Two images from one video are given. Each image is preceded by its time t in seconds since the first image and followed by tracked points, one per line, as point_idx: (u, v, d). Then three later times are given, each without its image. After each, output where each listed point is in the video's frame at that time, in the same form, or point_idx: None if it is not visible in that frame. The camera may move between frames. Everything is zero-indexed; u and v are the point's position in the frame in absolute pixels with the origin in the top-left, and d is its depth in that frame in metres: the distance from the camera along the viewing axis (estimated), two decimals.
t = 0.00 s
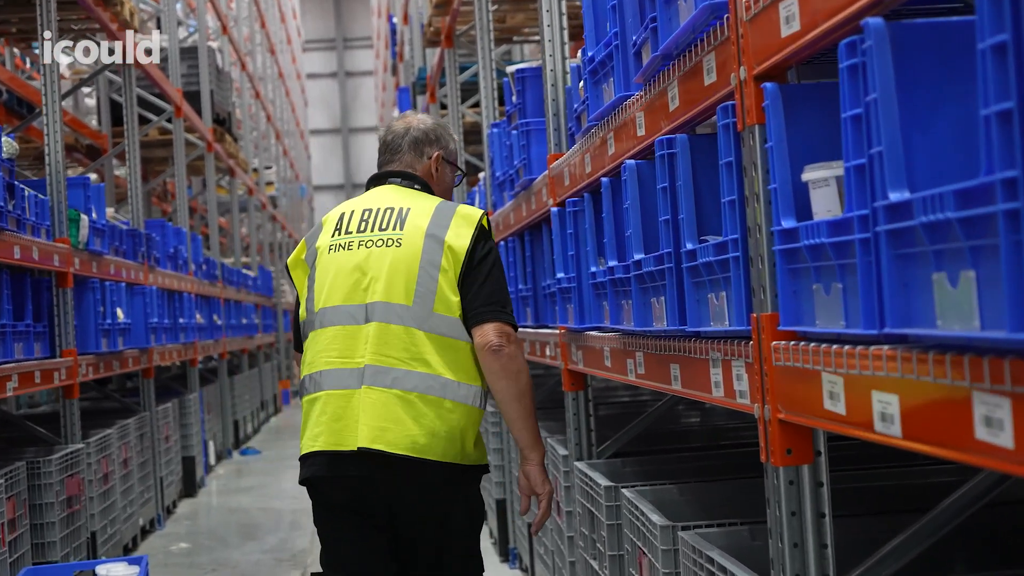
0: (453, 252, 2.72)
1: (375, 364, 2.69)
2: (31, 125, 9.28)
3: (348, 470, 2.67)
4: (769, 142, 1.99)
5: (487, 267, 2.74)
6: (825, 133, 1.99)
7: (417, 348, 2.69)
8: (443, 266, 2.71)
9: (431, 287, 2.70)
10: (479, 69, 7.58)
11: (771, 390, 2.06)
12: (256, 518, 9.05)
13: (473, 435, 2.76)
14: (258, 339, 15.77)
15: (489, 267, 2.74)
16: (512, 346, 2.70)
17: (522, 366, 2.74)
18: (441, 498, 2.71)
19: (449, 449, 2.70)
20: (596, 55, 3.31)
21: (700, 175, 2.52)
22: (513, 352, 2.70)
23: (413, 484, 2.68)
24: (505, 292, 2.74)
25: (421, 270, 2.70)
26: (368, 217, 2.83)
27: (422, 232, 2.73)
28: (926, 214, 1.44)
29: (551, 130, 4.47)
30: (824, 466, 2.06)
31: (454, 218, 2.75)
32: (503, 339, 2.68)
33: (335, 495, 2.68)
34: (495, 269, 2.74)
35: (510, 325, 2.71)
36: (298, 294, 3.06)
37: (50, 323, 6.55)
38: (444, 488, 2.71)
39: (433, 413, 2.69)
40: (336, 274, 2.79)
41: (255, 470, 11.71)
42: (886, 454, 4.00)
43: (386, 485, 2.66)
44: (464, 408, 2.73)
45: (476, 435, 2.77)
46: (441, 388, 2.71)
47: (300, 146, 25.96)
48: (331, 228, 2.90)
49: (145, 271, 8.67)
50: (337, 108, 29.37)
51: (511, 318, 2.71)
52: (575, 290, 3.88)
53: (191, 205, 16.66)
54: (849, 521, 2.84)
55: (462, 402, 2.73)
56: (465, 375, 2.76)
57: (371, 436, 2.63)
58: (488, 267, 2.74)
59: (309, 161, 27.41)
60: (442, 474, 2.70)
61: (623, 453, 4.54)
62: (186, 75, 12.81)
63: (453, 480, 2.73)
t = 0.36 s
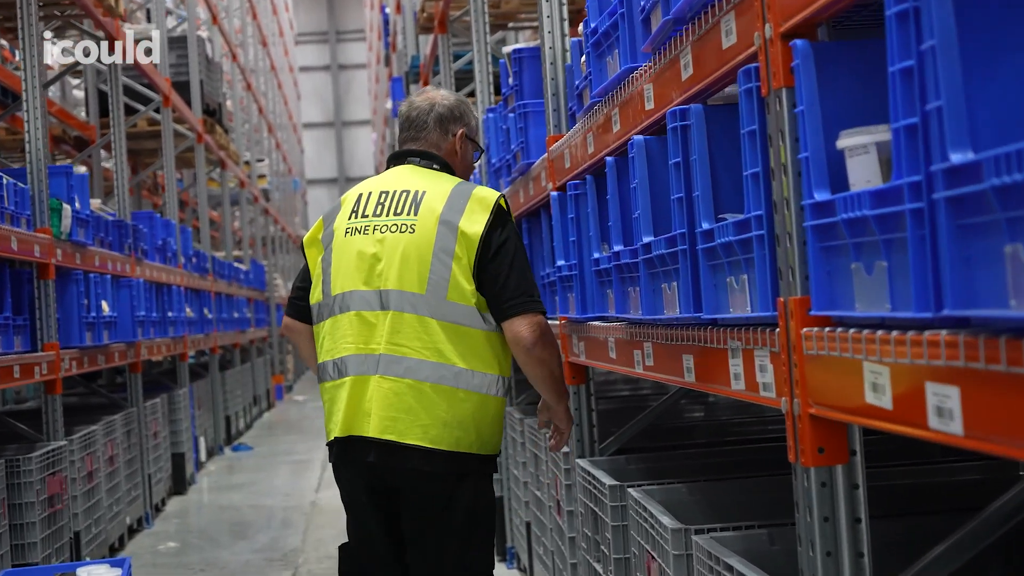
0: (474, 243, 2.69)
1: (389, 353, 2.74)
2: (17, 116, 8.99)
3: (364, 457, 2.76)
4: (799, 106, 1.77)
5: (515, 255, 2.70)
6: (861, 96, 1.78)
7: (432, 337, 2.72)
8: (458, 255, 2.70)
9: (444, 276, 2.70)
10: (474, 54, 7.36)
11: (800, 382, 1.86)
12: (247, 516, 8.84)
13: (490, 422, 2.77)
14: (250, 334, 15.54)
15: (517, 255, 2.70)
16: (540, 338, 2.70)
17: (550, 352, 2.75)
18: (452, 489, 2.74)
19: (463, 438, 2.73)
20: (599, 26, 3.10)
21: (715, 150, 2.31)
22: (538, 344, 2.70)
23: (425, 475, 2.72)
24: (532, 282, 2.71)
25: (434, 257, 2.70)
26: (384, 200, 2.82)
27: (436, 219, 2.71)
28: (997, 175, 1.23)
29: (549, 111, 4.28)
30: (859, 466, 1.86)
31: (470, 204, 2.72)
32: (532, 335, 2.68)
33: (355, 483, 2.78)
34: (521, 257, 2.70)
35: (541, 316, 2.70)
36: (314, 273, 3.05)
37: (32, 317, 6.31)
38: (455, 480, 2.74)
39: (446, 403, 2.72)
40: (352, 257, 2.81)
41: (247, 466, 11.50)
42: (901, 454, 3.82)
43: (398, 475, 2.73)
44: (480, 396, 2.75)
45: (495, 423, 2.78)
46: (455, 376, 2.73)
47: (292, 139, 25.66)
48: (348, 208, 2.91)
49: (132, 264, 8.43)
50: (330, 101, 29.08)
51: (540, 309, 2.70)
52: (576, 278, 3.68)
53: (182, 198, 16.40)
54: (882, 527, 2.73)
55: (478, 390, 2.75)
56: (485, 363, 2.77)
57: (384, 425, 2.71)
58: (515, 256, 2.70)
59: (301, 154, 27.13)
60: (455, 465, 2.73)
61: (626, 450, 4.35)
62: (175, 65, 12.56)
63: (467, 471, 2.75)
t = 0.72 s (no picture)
0: (418, 300, 2.62)
1: (333, 406, 2.71)
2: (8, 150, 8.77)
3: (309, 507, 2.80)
4: (839, 128, 1.59)
5: (461, 318, 2.58)
6: (907, 119, 1.60)
7: (374, 392, 2.67)
8: (402, 310, 2.64)
9: (388, 332, 2.65)
10: (472, 84, 7.20)
11: (840, 439, 1.64)
12: (238, 558, 8.55)
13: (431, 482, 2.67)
14: (244, 369, 15.27)
15: (462, 317, 2.58)
16: (473, 406, 2.53)
17: (489, 419, 2.57)
18: (400, 543, 2.71)
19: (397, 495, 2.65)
20: (606, 48, 2.96)
21: (737, 180, 2.12)
22: (471, 411, 2.54)
23: (356, 527, 2.71)
24: (475, 347, 2.57)
25: (381, 313, 2.66)
26: (356, 257, 2.83)
27: (388, 274, 2.67)
28: None
29: (551, 140, 4.11)
30: (908, 534, 1.63)
31: (422, 262, 2.65)
32: (463, 399, 2.52)
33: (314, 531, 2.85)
34: (466, 320, 2.58)
35: (477, 381, 2.54)
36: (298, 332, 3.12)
37: (12, 354, 6.06)
38: (384, 534, 2.70)
39: (380, 457, 2.66)
40: (319, 313, 2.84)
41: (239, 505, 11.18)
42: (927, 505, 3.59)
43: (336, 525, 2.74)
44: (420, 455, 2.66)
45: (436, 482, 2.67)
46: (395, 432, 2.67)
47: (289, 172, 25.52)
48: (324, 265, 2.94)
49: (120, 298, 8.19)
50: (326, 134, 29.02)
51: (478, 374, 2.55)
52: (580, 316, 3.48)
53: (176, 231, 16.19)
54: None
55: (419, 447, 2.67)
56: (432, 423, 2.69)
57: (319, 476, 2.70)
58: (461, 318, 2.58)
59: (297, 187, 26.99)
60: (382, 519, 2.68)
61: (632, 497, 4.11)
62: (168, 96, 12.43)
63: (399, 527, 2.69)
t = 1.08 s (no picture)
0: (419, 277, 2.76)
1: (315, 365, 2.84)
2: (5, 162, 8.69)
3: (270, 473, 2.85)
4: (892, 89, 1.43)
5: (461, 299, 2.70)
6: (965, 80, 1.44)
7: (356, 356, 2.78)
8: (400, 284, 2.78)
9: (381, 299, 2.79)
10: (466, 70, 7.02)
11: (890, 434, 1.48)
12: (225, 554, 8.34)
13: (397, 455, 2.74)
14: (233, 361, 15.09)
15: (463, 300, 2.69)
16: (468, 385, 2.61)
17: (487, 401, 2.65)
18: (364, 515, 2.75)
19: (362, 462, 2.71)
20: (616, 19, 2.80)
21: (765, 154, 1.96)
22: (468, 392, 2.62)
23: (316, 494, 2.76)
24: (472, 328, 2.68)
25: (378, 282, 2.81)
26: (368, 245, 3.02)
27: (392, 253, 2.84)
28: None
29: (553, 121, 3.92)
30: (964, 540, 1.47)
31: (429, 248, 2.82)
32: (458, 379, 2.60)
33: (269, 501, 2.89)
34: (467, 304, 2.69)
35: (473, 361, 2.63)
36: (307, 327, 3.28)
37: None
38: (345, 504, 2.74)
39: (349, 421, 2.74)
40: (323, 290, 3.01)
41: (228, 498, 11.00)
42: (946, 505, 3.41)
43: (295, 492, 2.79)
44: (390, 425, 2.75)
45: (402, 457, 2.74)
46: (368, 398, 2.76)
47: (279, 164, 25.22)
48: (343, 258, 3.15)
49: (106, 288, 8.00)
50: (317, 126, 28.78)
51: (474, 355, 2.64)
52: (585, 304, 3.31)
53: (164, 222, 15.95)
54: None
55: (389, 417, 2.75)
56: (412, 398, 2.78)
57: (286, 430, 2.80)
58: (462, 300, 2.69)
59: (288, 179, 26.74)
60: (344, 485, 2.73)
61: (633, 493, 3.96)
62: (156, 84, 12.19)
63: (360, 498, 2.74)
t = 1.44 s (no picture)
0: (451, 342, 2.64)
1: (332, 372, 2.70)
2: None
3: (249, 458, 2.69)
4: (899, 54, 1.31)
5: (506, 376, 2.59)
6: (975, 48, 1.34)
7: (373, 375, 2.63)
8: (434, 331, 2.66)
9: (412, 334, 2.67)
10: (404, 60, 6.79)
11: (892, 435, 1.35)
12: (158, 555, 7.49)
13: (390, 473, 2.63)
14: (163, 359, 14.54)
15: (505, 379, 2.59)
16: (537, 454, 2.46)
17: (558, 472, 2.51)
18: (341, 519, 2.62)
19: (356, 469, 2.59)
20: None
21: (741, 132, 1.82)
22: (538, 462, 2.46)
23: (298, 491, 2.59)
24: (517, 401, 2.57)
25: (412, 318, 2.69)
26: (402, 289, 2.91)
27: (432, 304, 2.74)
28: None
29: (498, 106, 3.77)
30: (971, 548, 1.35)
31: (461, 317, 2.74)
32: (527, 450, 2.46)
33: (232, 488, 2.71)
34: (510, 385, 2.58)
35: (536, 433, 2.49)
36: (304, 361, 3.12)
37: None
38: (329, 507, 2.60)
39: (351, 426, 2.61)
40: (346, 314, 2.89)
41: (161, 496, 10.53)
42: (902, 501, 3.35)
43: (272, 487, 2.62)
44: (390, 445, 2.61)
45: (390, 471, 2.63)
46: (376, 414, 2.62)
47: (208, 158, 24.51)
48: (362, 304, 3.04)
49: (32, 283, 7.07)
50: (247, 119, 28.10)
51: (535, 427, 2.51)
52: (534, 295, 3.15)
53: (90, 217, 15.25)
54: None
55: (389, 438, 2.62)
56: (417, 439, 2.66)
57: (284, 423, 2.66)
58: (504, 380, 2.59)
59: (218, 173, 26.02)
60: (332, 483, 2.58)
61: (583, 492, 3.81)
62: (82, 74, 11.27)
63: (346, 502, 2.60)
